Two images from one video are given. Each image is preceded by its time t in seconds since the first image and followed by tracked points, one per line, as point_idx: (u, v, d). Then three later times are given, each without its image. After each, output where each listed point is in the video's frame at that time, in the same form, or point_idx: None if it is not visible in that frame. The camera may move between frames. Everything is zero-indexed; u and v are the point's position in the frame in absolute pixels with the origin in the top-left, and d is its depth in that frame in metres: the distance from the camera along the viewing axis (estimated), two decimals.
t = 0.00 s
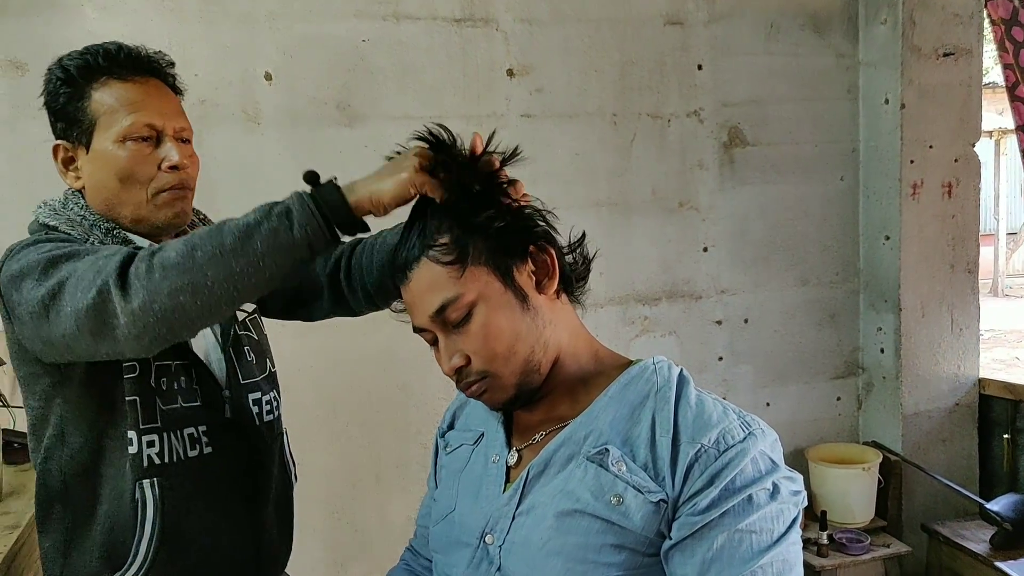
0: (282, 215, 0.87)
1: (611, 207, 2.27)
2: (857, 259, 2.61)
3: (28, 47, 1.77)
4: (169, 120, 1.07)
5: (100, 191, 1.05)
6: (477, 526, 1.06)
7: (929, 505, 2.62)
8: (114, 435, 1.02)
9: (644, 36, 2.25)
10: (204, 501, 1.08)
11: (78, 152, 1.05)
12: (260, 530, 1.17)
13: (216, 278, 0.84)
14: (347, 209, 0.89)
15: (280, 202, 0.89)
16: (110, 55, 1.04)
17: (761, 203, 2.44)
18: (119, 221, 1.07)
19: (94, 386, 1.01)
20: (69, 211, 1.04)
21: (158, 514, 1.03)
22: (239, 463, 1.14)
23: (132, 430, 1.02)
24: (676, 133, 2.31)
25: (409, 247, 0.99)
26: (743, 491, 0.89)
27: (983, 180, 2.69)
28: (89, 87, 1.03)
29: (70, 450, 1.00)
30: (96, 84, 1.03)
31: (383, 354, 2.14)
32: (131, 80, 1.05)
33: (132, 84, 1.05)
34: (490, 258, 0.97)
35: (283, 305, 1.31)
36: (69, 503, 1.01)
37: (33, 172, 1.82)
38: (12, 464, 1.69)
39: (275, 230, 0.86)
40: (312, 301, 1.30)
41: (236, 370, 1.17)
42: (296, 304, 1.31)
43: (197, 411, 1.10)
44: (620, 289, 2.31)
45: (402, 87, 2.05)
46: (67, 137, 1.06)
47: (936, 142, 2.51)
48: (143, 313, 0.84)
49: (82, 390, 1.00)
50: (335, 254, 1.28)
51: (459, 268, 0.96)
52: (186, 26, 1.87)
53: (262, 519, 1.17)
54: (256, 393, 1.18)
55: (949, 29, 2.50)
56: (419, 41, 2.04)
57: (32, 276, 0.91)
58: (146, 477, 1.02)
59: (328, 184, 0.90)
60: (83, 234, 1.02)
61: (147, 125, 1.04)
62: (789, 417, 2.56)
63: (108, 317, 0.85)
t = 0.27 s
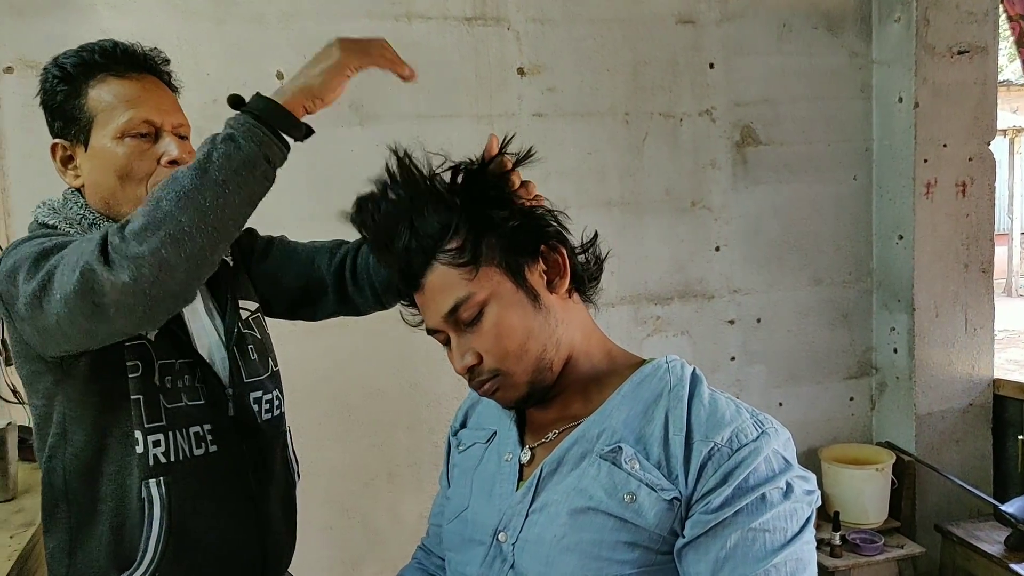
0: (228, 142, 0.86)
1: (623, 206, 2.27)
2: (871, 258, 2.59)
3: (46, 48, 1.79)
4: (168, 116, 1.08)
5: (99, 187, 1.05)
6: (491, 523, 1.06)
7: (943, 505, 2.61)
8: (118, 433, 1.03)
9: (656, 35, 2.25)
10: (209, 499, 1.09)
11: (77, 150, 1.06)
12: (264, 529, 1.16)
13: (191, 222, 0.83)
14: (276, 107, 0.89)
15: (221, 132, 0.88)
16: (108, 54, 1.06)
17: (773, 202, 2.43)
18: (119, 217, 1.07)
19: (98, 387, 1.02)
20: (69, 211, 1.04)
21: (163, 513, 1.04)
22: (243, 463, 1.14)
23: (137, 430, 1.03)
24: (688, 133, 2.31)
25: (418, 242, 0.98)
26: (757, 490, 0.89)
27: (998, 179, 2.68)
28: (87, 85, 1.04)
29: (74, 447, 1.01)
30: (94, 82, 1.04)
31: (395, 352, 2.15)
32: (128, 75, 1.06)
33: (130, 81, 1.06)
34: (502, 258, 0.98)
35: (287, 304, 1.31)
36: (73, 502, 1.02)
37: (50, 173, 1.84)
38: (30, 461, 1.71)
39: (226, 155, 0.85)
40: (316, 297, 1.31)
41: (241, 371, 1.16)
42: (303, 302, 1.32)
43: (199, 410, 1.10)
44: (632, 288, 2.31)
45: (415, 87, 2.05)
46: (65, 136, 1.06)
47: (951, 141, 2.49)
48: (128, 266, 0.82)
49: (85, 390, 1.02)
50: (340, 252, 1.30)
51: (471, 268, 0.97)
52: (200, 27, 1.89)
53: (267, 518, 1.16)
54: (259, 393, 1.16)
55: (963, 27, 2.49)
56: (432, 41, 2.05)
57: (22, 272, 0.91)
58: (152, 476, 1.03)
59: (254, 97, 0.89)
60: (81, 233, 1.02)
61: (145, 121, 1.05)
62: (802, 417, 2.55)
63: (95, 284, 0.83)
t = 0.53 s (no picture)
0: (340, 294, 0.83)
1: (637, 206, 2.26)
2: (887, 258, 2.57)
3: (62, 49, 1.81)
4: (183, 116, 1.08)
5: (116, 188, 1.06)
6: (506, 524, 1.06)
7: (961, 508, 2.58)
8: (136, 441, 1.03)
9: (670, 34, 2.24)
10: (226, 500, 1.10)
11: (93, 151, 1.06)
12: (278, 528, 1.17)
13: (287, 355, 0.83)
14: (383, 266, 0.84)
15: (337, 272, 0.84)
16: (123, 53, 1.06)
17: (789, 202, 2.41)
18: (136, 218, 1.07)
19: (115, 395, 1.02)
20: (86, 215, 1.04)
21: (182, 516, 1.05)
22: (258, 464, 1.15)
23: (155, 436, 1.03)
24: (703, 132, 2.30)
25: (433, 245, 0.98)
26: (776, 493, 0.89)
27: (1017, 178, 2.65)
28: (103, 85, 1.05)
29: (93, 455, 1.02)
30: (109, 82, 1.05)
31: (409, 352, 2.15)
32: (143, 75, 1.07)
33: (145, 81, 1.06)
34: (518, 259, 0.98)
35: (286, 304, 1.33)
36: (92, 508, 1.02)
37: (67, 174, 1.85)
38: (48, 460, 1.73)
39: (336, 310, 0.83)
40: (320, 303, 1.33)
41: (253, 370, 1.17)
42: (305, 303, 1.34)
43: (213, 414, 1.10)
44: (647, 289, 2.30)
45: (429, 87, 2.05)
46: (81, 136, 1.07)
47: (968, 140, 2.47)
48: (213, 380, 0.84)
49: (101, 397, 1.01)
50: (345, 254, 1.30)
51: (490, 272, 0.96)
52: (215, 28, 1.89)
53: (280, 518, 1.17)
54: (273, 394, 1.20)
55: (981, 25, 2.46)
56: (446, 40, 2.05)
57: (77, 318, 0.89)
58: (171, 482, 1.04)
59: (372, 249, 0.86)
60: (100, 241, 1.02)
61: (161, 121, 1.06)
62: (817, 419, 2.53)
63: (171, 376, 0.84)
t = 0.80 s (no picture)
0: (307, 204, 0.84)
1: (652, 205, 2.26)
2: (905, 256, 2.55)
3: (82, 51, 1.83)
4: (202, 118, 1.09)
5: (135, 189, 1.07)
6: (524, 523, 1.06)
7: (980, 508, 2.56)
8: (161, 441, 1.04)
9: (686, 32, 2.23)
10: (248, 500, 1.11)
11: (112, 151, 1.07)
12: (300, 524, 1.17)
13: (274, 282, 0.84)
14: (358, 169, 0.86)
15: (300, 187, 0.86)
16: (142, 54, 1.07)
17: (805, 200, 2.40)
18: (155, 219, 1.08)
19: (139, 396, 1.02)
20: (105, 214, 1.05)
21: (208, 515, 1.06)
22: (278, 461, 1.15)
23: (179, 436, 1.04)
24: (719, 130, 2.29)
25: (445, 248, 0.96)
26: (796, 493, 0.88)
27: None
28: (122, 86, 1.05)
29: (120, 456, 1.02)
30: (127, 83, 1.05)
31: (425, 351, 2.15)
32: (162, 77, 1.07)
33: (164, 83, 1.07)
34: (531, 266, 0.96)
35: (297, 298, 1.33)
36: (117, 507, 1.04)
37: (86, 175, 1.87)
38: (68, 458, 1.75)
39: (309, 221, 0.84)
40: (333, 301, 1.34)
41: (274, 368, 1.18)
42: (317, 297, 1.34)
43: (235, 412, 1.11)
44: (662, 288, 2.30)
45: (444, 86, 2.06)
46: (99, 137, 1.07)
47: (987, 137, 2.45)
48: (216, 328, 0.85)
49: (123, 398, 1.01)
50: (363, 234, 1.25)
51: (502, 279, 0.95)
52: (232, 29, 1.91)
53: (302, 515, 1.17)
54: (294, 392, 1.20)
55: (1001, 20, 2.44)
56: (461, 40, 2.05)
57: (82, 302, 0.91)
58: (198, 481, 1.05)
59: (331, 153, 0.86)
60: (120, 239, 1.03)
61: (180, 123, 1.06)
62: (834, 418, 2.52)
63: (173, 333, 0.85)
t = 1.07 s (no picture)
0: (373, 273, 0.84)
1: (663, 202, 2.25)
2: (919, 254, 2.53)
3: (92, 51, 1.83)
4: (218, 117, 1.09)
5: (151, 189, 1.07)
6: (537, 523, 1.06)
7: (994, 508, 2.55)
8: (180, 443, 1.05)
9: (697, 29, 2.22)
10: (265, 500, 1.11)
11: (128, 151, 1.07)
12: (318, 527, 1.17)
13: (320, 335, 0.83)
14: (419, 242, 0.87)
15: (373, 258, 0.86)
16: (157, 52, 1.07)
17: (817, 197, 2.39)
18: (171, 219, 1.09)
19: (160, 400, 1.02)
20: (121, 215, 1.05)
21: (226, 515, 1.06)
22: (296, 463, 1.15)
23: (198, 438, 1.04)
24: (730, 127, 2.28)
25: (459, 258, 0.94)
26: (813, 495, 0.88)
27: None
28: (137, 84, 1.05)
29: (140, 461, 1.02)
30: (142, 82, 1.05)
31: (436, 350, 2.15)
32: (178, 75, 1.07)
33: (179, 81, 1.07)
34: (545, 272, 0.94)
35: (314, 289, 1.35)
36: (135, 510, 1.04)
37: (97, 174, 1.88)
38: (80, 457, 1.75)
39: (372, 296, 0.83)
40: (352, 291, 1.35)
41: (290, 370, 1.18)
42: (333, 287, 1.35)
43: (253, 413, 1.12)
44: (673, 286, 2.29)
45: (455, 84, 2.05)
46: (115, 136, 1.07)
47: (1001, 133, 2.44)
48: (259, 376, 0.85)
49: (143, 401, 1.01)
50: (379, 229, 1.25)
51: (516, 286, 0.94)
52: (242, 27, 1.90)
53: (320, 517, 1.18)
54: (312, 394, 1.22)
55: (1015, 16, 2.42)
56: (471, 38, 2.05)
57: (115, 316, 0.90)
58: (215, 482, 1.05)
59: (409, 231, 0.88)
60: (138, 241, 1.03)
61: (195, 122, 1.06)
62: (846, 417, 2.50)
63: (212, 371, 0.85)
